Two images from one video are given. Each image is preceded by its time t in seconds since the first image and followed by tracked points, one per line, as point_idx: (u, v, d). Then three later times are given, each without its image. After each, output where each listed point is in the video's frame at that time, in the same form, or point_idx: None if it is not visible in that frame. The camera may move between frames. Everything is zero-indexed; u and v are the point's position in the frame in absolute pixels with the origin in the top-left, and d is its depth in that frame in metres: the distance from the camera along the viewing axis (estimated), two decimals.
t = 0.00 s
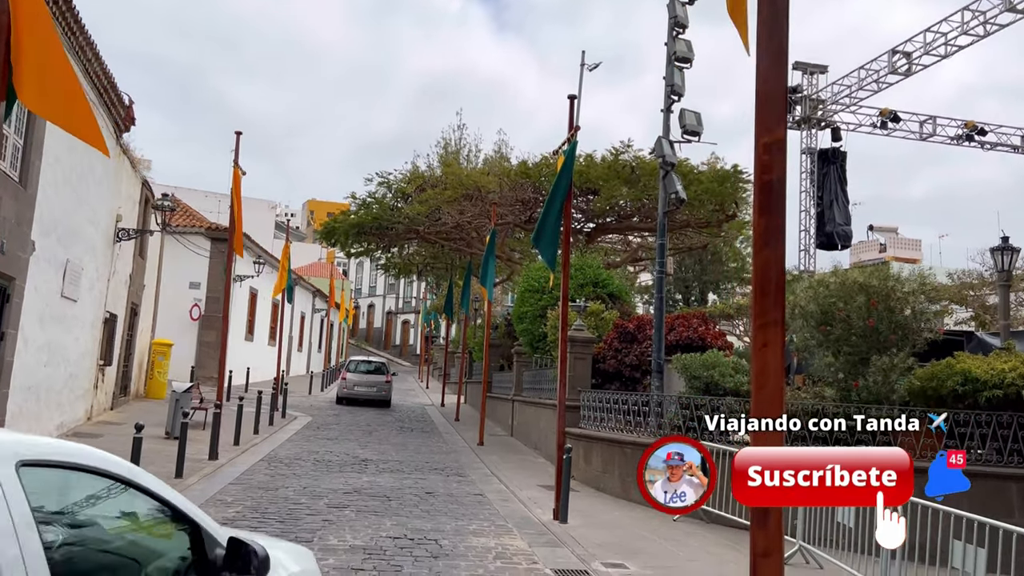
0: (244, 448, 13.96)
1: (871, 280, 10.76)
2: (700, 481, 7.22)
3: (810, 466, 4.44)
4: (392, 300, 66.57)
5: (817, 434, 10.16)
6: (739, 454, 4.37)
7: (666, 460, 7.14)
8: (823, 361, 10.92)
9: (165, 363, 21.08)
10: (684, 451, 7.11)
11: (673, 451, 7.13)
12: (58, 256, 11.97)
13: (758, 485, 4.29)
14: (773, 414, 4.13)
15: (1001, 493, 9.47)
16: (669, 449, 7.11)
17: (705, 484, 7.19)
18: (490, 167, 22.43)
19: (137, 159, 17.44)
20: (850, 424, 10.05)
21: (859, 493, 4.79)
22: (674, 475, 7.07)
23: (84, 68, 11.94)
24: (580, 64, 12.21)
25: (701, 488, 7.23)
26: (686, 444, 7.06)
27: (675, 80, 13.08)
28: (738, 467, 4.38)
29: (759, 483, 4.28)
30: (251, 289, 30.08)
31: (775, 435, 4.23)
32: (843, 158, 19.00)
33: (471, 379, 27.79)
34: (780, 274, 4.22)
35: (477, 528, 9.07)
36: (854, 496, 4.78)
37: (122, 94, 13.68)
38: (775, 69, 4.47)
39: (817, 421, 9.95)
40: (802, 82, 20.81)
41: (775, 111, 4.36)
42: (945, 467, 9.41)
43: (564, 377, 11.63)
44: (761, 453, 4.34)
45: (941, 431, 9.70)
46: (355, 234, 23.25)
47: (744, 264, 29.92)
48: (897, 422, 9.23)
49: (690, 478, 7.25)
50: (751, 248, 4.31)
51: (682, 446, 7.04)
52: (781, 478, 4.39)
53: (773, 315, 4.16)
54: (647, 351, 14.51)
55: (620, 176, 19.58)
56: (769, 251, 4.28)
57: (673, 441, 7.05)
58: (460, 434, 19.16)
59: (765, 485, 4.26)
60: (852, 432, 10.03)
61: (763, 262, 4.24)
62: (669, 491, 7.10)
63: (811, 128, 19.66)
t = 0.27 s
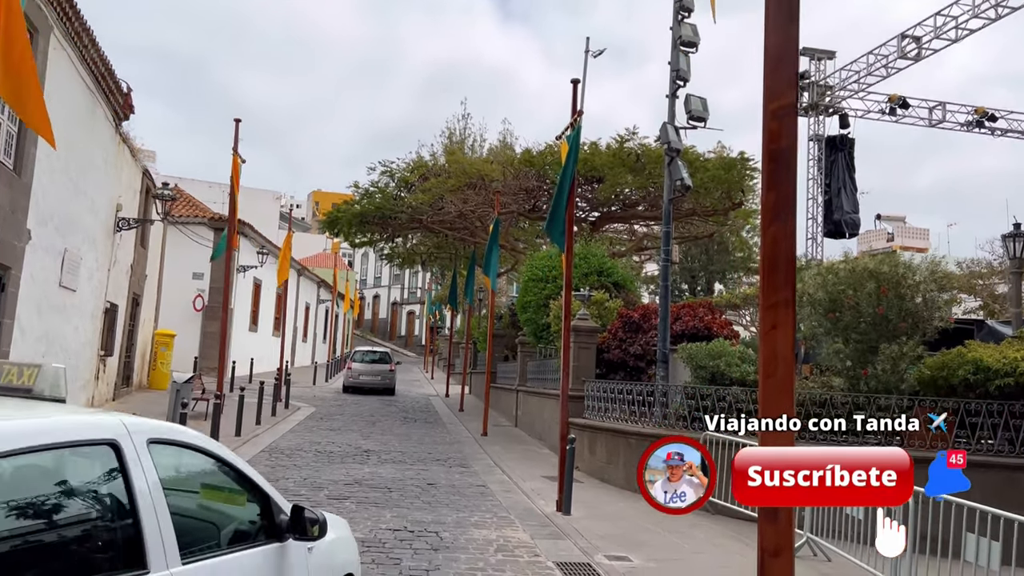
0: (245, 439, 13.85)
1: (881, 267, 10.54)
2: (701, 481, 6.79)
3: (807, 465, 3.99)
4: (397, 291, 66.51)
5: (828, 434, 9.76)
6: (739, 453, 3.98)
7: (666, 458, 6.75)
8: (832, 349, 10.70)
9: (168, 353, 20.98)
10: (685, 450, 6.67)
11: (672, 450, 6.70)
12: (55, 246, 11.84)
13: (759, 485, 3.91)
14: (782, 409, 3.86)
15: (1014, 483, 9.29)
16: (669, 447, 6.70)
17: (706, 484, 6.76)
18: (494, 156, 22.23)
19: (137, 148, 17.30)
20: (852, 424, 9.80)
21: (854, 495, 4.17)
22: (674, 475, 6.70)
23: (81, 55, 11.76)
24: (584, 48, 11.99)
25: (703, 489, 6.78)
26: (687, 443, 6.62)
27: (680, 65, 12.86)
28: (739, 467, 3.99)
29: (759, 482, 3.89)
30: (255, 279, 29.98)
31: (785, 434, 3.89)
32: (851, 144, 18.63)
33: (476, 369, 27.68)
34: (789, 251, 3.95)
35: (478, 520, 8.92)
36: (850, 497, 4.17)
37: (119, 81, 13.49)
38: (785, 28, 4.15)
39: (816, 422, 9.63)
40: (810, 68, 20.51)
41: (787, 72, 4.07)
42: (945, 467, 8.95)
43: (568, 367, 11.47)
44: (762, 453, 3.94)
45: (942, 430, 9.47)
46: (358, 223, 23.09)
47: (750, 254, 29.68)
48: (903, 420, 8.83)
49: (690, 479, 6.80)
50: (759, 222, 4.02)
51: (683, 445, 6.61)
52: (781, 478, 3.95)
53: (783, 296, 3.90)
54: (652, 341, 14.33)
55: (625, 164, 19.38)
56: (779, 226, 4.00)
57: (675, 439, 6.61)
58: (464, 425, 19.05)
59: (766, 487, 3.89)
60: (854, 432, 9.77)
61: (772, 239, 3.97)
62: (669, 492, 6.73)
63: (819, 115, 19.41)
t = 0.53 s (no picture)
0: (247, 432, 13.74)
1: (891, 257, 10.35)
2: (702, 481, 6.63)
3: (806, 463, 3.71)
4: (403, 283, 66.38)
5: (835, 431, 9.61)
6: (737, 453, 3.80)
7: (665, 459, 6.59)
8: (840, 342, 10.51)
9: (171, 346, 20.87)
10: (684, 450, 6.54)
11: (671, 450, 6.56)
12: (54, 238, 11.71)
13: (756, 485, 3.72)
14: (793, 408, 3.68)
15: None
16: (668, 447, 6.56)
17: (707, 484, 6.60)
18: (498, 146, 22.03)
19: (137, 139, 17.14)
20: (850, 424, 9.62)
21: (859, 498, 3.80)
22: (674, 475, 6.54)
23: (78, 45, 11.59)
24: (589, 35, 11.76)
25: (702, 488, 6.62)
26: (687, 444, 6.50)
27: (687, 53, 12.64)
28: (737, 467, 3.79)
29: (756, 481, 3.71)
30: (259, 272, 29.88)
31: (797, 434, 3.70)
32: (860, 133, 18.31)
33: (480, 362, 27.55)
34: (802, 237, 3.77)
35: (480, 515, 8.76)
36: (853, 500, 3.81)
37: (118, 71, 13.31)
38: None
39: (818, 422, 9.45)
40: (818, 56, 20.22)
41: (801, 44, 3.86)
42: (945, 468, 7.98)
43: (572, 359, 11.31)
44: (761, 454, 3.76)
45: (942, 431, 9.32)
46: (361, 215, 22.92)
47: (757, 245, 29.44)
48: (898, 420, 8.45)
49: (690, 478, 6.65)
50: (769, 207, 3.83)
51: (683, 445, 6.48)
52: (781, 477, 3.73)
53: (795, 285, 3.71)
54: (657, 333, 14.15)
55: (630, 154, 19.15)
56: (790, 210, 3.81)
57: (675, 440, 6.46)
58: (468, 417, 18.93)
59: (766, 487, 3.70)
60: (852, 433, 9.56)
61: (782, 222, 3.78)
62: (669, 492, 6.58)
63: (827, 104, 19.13)
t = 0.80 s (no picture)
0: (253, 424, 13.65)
1: (905, 245, 10.19)
2: (702, 481, 6.43)
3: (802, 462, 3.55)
4: (412, 276, 66.28)
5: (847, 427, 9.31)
6: (737, 452, 3.69)
7: (665, 458, 6.42)
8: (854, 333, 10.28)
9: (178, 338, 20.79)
10: (684, 450, 6.36)
11: (671, 450, 6.38)
12: (57, 229, 11.61)
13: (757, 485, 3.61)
14: (822, 400, 3.51)
15: None
16: (668, 447, 6.39)
17: (707, 484, 6.40)
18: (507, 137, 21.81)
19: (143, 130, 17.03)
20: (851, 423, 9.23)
21: (859, 499, 3.56)
22: (674, 475, 6.37)
23: (81, 33, 11.45)
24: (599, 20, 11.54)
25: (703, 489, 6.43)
26: (687, 443, 6.32)
27: (698, 39, 12.40)
28: (737, 466, 3.69)
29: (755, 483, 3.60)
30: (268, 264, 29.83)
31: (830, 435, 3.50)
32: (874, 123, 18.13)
33: (489, 354, 27.41)
34: (833, 208, 3.60)
35: (487, 509, 8.62)
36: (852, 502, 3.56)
37: (122, 61, 13.17)
38: None
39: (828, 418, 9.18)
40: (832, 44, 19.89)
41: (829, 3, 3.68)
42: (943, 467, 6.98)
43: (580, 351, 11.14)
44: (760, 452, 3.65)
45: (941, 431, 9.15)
46: (369, 207, 22.76)
47: (769, 236, 29.13)
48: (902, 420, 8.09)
49: (690, 478, 6.46)
50: (796, 177, 3.66)
51: (683, 445, 6.30)
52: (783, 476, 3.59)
53: (825, 263, 3.54)
54: (668, 325, 13.95)
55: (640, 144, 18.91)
56: (818, 180, 3.64)
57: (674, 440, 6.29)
58: (476, 410, 18.78)
59: (766, 487, 3.59)
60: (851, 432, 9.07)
61: (811, 194, 3.62)
62: (669, 493, 6.41)
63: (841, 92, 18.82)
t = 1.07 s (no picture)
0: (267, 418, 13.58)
1: (930, 236, 9.94)
2: (703, 481, 5.85)
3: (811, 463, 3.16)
4: (427, 270, 66.26)
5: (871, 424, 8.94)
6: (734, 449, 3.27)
7: (666, 458, 5.85)
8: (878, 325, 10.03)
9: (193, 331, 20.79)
10: (685, 449, 5.77)
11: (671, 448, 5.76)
12: (68, 222, 11.55)
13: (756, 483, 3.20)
14: (872, 393, 3.14)
15: None
16: (669, 446, 5.81)
17: (708, 485, 5.83)
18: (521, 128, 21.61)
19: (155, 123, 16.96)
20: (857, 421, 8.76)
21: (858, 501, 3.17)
22: (674, 475, 5.83)
23: (90, 24, 11.34)
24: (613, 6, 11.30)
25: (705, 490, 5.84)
26: (688, 444, 5.70)
27: (715, 25, 12.13)
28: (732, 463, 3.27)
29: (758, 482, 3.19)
30: (282, 258, 29.80)
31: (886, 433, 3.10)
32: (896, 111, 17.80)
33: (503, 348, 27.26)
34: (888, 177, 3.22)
35: (501, 505, 8.45)
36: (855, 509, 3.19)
37: (133, 53, 13.06)
38: None
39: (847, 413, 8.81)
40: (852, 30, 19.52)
41: None
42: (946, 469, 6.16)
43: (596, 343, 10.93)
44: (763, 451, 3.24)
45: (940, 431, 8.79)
46: (382, 200, 22.64)
47: (786, 228, 28.76)
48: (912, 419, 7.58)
49: (690, 478, 5.88)
50: (844, 142, 3.28)
51: (683, 445, 5.67)
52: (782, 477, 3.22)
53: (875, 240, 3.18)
54: (685, 317, 13.72)
55: (657, 134, 18.62)
56: (869, 145, 3.26)
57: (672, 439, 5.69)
58: (490, 403, 18.64)
59: (766, 488, 3.20)
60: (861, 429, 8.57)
61: (861, 158, 3.24)
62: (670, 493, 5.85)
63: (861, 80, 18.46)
